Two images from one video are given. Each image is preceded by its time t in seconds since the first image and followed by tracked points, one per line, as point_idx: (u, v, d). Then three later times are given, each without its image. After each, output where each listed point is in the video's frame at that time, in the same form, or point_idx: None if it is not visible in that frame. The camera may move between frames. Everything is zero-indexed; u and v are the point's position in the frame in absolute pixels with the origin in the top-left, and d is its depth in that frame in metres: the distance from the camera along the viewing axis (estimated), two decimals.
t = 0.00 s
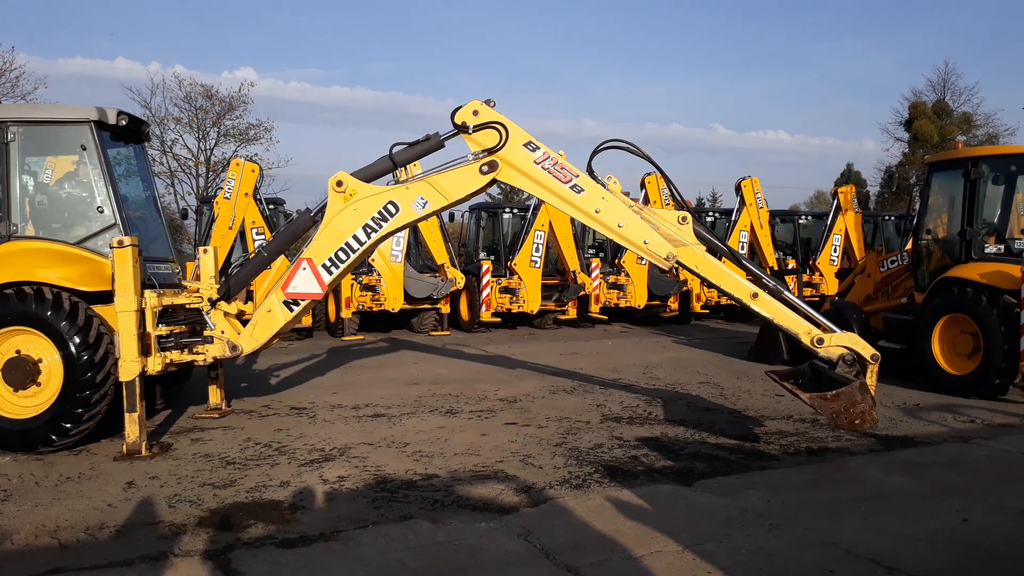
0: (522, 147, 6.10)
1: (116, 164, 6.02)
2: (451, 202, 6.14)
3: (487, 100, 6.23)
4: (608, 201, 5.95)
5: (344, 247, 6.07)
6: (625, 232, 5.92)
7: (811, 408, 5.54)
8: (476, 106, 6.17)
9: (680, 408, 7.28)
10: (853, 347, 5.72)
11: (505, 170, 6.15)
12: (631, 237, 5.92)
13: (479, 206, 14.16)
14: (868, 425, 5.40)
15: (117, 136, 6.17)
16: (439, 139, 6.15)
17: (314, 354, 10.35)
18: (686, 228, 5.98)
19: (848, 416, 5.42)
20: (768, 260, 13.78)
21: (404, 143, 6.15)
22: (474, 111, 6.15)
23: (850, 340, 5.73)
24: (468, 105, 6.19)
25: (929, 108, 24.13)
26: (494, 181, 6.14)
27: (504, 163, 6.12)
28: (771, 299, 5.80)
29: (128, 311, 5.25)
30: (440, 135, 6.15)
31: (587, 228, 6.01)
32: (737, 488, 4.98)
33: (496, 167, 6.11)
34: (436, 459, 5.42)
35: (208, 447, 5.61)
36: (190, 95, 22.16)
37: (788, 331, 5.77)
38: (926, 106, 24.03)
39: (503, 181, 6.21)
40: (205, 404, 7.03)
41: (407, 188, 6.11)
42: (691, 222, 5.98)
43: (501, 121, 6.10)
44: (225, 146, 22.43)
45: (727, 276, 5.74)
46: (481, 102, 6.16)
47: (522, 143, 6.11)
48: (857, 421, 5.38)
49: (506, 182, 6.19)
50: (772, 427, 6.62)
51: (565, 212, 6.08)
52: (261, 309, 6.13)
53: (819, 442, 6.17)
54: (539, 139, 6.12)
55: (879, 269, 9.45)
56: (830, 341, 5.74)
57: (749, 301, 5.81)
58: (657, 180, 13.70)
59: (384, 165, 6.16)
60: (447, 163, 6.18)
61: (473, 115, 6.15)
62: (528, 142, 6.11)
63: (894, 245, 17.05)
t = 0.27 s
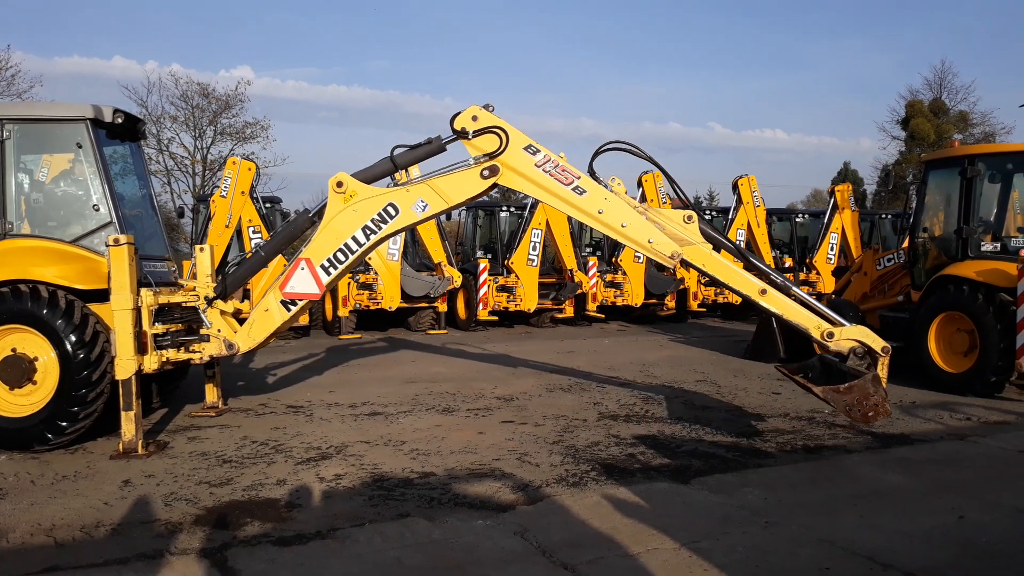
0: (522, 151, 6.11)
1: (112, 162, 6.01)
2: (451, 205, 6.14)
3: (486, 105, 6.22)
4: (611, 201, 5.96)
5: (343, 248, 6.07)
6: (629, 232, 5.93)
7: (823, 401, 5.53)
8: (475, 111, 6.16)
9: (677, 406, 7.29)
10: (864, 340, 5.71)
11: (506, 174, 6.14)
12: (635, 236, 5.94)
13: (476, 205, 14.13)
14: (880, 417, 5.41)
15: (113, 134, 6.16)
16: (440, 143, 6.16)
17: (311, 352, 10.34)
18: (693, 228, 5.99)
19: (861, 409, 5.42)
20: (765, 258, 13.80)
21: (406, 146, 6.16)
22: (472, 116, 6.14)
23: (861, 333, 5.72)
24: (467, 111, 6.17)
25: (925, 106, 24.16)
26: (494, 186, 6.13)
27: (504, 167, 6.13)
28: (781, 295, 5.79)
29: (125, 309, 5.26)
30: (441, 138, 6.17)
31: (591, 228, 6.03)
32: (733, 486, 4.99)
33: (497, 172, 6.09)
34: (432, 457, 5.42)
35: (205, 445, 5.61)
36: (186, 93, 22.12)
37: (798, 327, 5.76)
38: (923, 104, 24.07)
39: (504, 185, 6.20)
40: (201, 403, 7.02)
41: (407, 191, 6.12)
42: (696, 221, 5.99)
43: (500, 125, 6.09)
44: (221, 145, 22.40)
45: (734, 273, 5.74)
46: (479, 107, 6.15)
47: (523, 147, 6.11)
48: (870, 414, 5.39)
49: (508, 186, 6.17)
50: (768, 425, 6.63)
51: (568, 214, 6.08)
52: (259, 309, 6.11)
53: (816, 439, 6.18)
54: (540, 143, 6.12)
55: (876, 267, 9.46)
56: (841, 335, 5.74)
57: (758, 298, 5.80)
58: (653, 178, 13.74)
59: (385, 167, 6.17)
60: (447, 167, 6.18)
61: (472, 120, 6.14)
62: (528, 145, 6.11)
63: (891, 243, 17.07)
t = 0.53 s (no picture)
0: (520, 151, 6.12)
1: (107, 159, 6.00)
2: (450, 206, 6.14)
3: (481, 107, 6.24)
4: (612, 195, 5.99)
5: (341, 246, 6.06)
6: (631, 225, 5.97)
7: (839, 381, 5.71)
8: (470, 113, 6.20)
9: (672, 404, 7.30)
10: (873, 317, 5.85)
11: (504, 175, 6.14)
12: (638, 229, 5.97)
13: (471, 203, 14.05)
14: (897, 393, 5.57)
15: (108, 132, 6.14)
16: (440, 144, 6.18)
17: (307, 350, 10.33)
18: (695, 216, 6.18)
19: (877, 386, 5.59)
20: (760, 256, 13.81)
21: (405, 146, 6.17)
22: (468, 119, 6.16)
23: (869, 311, 5.87)
24: (462, 114, 6.19)
25: (921, 105, 24.22)
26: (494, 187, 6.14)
27: (503, 168, 6.13)
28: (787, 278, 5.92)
29: (119, 307, 5.23)
30: (440, 140, 6.19)
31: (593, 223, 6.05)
32: (729, 483, 5.00)
33: (496, 173, 6.09)
34: (428, 454, 5.42)
35: (201, 443, 5.60)
36: (182, 91, 22.08)
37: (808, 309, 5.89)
38: (918, 103, 24.12)
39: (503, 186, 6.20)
40: (197, 401, 7.02)
41: (405, 190, 6.13)
42: (698, 209, 6.20)
43: (498, 127, 6.09)
44: (217, 143, 22.35)
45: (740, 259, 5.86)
46: (475, 109, 6.17)
47: (520, 147, 6.12)
48: (886, 390, 5.55)
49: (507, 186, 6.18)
50: (764, 422, 6.64)
51: (569, 211, 6.10)
52: (255, 306, 6.11)
53: (811, 437, 6.19)
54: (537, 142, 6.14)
55: (871, 265, 9.48)
56: (849, 314, 5.90)
57: (765, 282, 5.93)
58: (650, 176, 13.72)
59: (384, 167, 6.16)
60: (446, 168, 6.19)
61: (468, 123, 6.17)
62: (526, 145, 6.12)
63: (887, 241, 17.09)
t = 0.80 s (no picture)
0: (519, 156, 6.12)
1: (101, 158, 5.98)
2: (449, 211, 6.12)
3: (479, 113, 6.23)
4: (612, 199, 6.01)
5: (338, 248, 6.06)
6: (631, 229, 6.00)
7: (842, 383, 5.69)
8: (469, 120, 6.18)
9: (668, 402, 7.31)
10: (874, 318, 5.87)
11: (504, 181, 6.15)
12: (638, 233, 6.00)
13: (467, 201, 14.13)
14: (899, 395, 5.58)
15: (102, 130, 6.12)
16: (440, 149, 6.21)
17: (302, 349, 10.32)
18: (696, 220, 6.08)
19: (880, 388, 5.60)
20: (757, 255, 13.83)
21: (405, 150, 6.19)
22: (467, 126, 6.15)
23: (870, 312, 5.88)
24: (461, 120, 6.19)
25: (916, 103, 24.28)
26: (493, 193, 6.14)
27: (502, 174, 6.13)
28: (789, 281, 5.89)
29: (113, 306, 5.22)
30: (440, 145, 6.22)
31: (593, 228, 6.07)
32: (724, 481, 5.00)
33: (495, 179, 6.11)
34: (424, 453, 5.42)
35: (195, 442, 5.59)
36: (177, 89, 22.01)
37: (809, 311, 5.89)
38: (913, 101, 24.18)
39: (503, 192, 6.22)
40: (192, 399, 7.00)
41: (404, 194, 6.11)
42: (698, 212, 6.08)
43: (496, 133, 6.09)
44: (211, 140, 22.29)
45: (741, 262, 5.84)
46: (473, 116, 6.16)
47: (519, 152, 6.12)
48: (888, 392, 5.57)
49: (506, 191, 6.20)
50: (759, 421, 6.65)
51: (569, 215, 6.12)
52: (250, 306, 6.10)
53: (806, 435, 6.20)
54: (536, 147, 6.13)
55: (866, 264, 9.52)
56: (850, 315, 5.91)
57: (767, 285, 5.91)
58: (645, 174, 13.72)
59: (384, 170, 6.16)
60: (446, 173, 6.17)
61: (466, 129, 6.15)
62: (526, 150, 6.12)
63: (882, 239, 17.12)
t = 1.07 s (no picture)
0: (518, 161, 6.10)
1: (95, 155, 5.96)
2: (447, 216, 6.14)
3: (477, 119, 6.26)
4: (612, 202, 5.96)
5: (336, 249, 6.03)
6: (632, 231, 5.90)
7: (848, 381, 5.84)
8: (467, 126, 6.20)
9: (662, 400, 7.32)
10: (878, 315, 5.77)
11: (503, 186, 6.14)
12: (639, 235, 5.90)
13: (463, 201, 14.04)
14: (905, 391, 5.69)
15: (96, 128, 6.10)
16: (440, 153, 6.20)
17: (296, 347, 10.31)
18: (696, 220, 6.08)
19: (885, 385, 5.69)
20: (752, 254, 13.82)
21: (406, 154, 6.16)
22: (465, 131, 6.17)
23: (873, 309, 5.78)
24: (459, 126, 6.21)
25: (910, 102, 24.35)
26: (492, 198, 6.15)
27: (502, 179, 6.12)
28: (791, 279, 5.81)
29: (107, 304, 5.20)
30: (441, 150, 6.23)
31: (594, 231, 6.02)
32: (718, 479, 5.02)
33: (495, 185, 6.11)
34: (418, 452, 5.42)
35: (189, 440, 5.58)
36: (171, 86, 21.94)
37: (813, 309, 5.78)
38: (907, 100, 24.24)
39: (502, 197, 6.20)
40: (186, 398, 6.99)
41: (402, 197, 6.09)
42: (700, 212, 6.10)
43: (495, 139, 6.11)
44: (206, 139, 22.24)
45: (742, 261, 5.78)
46: (471, 122, 6.18)
47: (518, 157, 6.11)
48: (894, 389, 5.67)
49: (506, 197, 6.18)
50: (754, 419, 6.66)
51: (569, 220, 6.08)
52: (247, 305, 6.08)
53: (801, 433, 6.21)
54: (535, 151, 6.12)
55: (860, 262, 9.54)
56: (854, 313, 5.81)
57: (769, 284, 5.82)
58: (640, 173, 13.75)
59: (384, 173, 6.11)
60: (446, 177, 6.18)
61: (465, 135, 6.17)
62: (525, 155, 6.11)
63: (876, 237, 17.18)
